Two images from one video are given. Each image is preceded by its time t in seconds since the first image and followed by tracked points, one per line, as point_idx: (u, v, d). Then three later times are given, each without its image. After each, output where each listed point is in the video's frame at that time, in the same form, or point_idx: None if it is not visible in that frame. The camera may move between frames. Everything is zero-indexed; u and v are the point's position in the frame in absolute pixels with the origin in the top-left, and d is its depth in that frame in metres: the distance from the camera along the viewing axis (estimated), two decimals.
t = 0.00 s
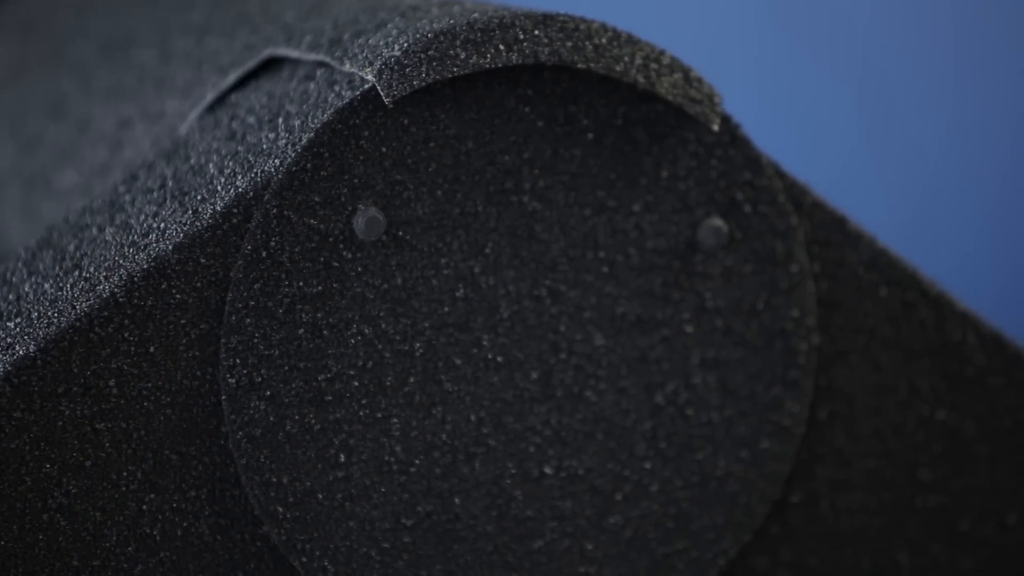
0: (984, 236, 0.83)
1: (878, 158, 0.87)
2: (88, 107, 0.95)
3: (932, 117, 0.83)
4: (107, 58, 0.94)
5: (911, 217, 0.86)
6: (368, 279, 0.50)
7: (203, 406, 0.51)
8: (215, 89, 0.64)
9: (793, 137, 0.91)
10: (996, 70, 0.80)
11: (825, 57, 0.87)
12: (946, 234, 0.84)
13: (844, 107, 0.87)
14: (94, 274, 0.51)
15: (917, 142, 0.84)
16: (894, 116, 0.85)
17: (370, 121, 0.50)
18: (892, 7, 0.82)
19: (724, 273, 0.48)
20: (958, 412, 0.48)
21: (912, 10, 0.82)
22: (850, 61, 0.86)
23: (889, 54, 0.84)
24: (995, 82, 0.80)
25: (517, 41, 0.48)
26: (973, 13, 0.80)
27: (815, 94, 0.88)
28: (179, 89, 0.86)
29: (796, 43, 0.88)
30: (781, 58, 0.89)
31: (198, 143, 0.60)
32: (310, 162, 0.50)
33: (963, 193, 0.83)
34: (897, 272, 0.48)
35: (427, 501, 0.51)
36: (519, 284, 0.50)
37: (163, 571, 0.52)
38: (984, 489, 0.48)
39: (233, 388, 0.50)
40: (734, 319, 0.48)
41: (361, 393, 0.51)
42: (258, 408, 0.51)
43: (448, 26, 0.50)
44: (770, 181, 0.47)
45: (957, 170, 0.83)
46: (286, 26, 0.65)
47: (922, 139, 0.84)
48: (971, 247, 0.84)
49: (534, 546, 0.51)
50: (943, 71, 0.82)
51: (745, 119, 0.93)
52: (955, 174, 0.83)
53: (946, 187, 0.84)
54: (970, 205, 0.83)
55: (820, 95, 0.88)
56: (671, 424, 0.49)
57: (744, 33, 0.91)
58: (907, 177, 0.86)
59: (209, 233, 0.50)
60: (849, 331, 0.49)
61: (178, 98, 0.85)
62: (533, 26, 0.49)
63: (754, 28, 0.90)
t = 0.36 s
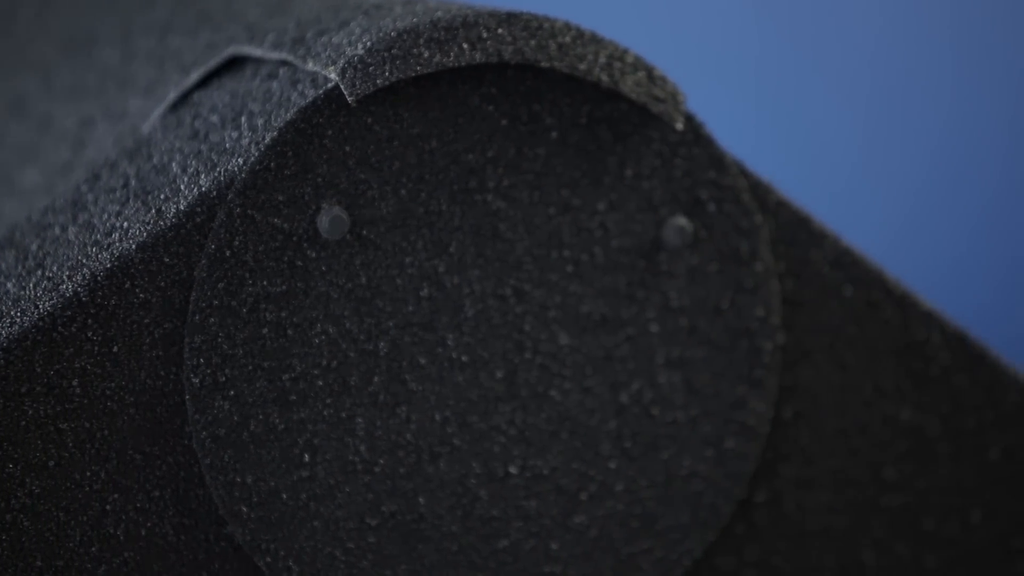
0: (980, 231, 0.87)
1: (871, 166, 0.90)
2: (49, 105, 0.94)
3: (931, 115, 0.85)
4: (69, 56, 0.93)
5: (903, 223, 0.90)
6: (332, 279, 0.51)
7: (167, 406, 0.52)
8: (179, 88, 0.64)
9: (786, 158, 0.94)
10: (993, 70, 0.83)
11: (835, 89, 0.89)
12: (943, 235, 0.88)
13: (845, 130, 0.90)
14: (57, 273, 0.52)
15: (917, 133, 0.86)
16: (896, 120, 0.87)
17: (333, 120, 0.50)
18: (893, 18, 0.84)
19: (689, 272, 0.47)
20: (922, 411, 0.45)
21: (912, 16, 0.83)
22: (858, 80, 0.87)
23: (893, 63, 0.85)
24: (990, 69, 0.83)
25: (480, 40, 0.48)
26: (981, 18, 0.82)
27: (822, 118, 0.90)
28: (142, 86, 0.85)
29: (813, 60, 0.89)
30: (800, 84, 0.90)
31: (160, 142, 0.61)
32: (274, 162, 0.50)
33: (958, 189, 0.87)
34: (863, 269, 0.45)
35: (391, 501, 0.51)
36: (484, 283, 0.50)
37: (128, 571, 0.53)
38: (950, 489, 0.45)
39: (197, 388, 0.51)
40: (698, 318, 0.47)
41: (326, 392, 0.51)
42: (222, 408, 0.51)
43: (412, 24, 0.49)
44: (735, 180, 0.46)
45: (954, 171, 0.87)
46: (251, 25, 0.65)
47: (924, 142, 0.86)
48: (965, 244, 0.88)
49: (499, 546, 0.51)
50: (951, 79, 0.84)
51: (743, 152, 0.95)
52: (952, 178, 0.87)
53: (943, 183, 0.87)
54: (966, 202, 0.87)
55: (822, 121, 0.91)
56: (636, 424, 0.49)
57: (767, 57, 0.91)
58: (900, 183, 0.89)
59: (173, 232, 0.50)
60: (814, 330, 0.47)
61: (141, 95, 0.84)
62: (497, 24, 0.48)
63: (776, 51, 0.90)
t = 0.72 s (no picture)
0: (977, 234, 0.78)
1: (873, 174, 0.82)
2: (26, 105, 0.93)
3: (923, 117, 0.79)
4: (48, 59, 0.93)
5: (898, 229, 0.83)
6: (311, 279, 0.51)
7: (146, 405, 0.52)
8: (156, 87, 0.64)
9: (786, 173, 0.88)
10: (986, 70, 0.75)
11: (837, 99, 0.82)
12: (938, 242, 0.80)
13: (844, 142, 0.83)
14: (35, 273, 0.53)
15: (913, 143, 0.80)
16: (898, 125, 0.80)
17: (312, 120, 0.50)
18: (894, 19, 0.78)
19: (667, 272, 0.47)
20: (899, 411, 0.45)
21: (915, 19, 0.77)
22: (855, 88, 0.81)
23: (892, 65, 0.79)
24: (984, 74, 0.75)
25: (458, 40, 0.48)
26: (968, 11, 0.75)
27: (824, 133, 0.84)
28: (120, 86, 0.85)
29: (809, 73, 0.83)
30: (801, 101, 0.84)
31: (138, 141, 0.61)
32: (252, 161, 0.50)
33: (956, 181, 0.79)
34: (842, 268, 0.45)
35: (370, 500, 0.51)
36: (462, 282, 0.50)
37: (107, 570, 0.53)
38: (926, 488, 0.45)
39: (175, 388, 0.51)
40: (677, 317, 0.47)
41: (305, 392, 0.51)
42: (201, 408, 0.51)
43: (390, 24, 0.49)
44: (714, 179, 0.46)
45: (952, 171, 0.79)
46: (230, 24, 0.65)
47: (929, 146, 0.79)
48: (958, 248, 0.80)
49: (478, 545, 0.51)
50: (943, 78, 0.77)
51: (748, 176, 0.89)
52: (948, 177, 0.79)
53: (943, 179, 0.79)
54: (962, 203, 0.79)
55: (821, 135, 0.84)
56: (615, 424, 0.49)
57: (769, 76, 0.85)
58: (894, 189, 0.82)
59: (150, 231, 0.51)
60: (791, 329, 0.46)
61: (119, 95, 0.83)
62: (475, 24, 0.48)
63: (782, 64, 0.84)
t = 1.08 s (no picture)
0: (974, 233, 0.82)
1: (872, 176, 0.85)
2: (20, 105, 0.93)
3: (923, 117, 0.81)
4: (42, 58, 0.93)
5: (898, 230, 0.85)
6: (305, 279, 0.51)
7: (140, 405, 0.52)
8: (149, 87, 0.64)
9: (783, 177, 0.90)
10: (984, 68, 0.78)
11: (836, 104, 0.85)
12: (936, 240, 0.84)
13: (843, 145, 0.85)
14: (28, 273, 0.54)
15: (913, 142, 0.82)
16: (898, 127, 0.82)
17: (306, 120, 0.50)
18: (894, 22, 0.80)
19: (662, 272, 0.47)
20: (894, 411, 0.45)
21: (914, 21, 0.79)
22: (855, 92, 0.84)
23: (893, 70, 0.81)
24: (984, 77, 0.78)
25: (452, 40, 0.48)
26: (966, 16, 0.78)
27: (822, 138, 0.86)
28: (114, 86, 0.85)
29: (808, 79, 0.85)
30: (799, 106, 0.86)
31: (131, 141, 0.61)
32: (245, 161, 0.50)
33: (953, 179, 0.82)
34: (835, 268, 0.45)
35: (365, 500, 0.51)
36: (456, 282, 0.50)
37: (101, 571, 0.54)
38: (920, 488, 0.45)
39: (169, 388, 0.51)
40: (671, 318, 0.47)
41: (299, 392, 0.51)
42: (195, 407, 0.51)
43: (384, 24, 0.50)
44: (707, 179, 0.46)
45: (949, 172, 0.82)
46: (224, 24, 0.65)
47: (929, 146, 0.82)
48: (954, 245, 0.83)
49: (473, 545, 0.51)
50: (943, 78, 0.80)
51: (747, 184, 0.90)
52: (946, 175, 0.82)
53: (940, 180, 0.82)
54: (957, 206, 0.82)
55: (820, 139, 0.86)
56: (610, 424, 0.49)
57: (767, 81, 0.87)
58: (893, 191, 0.84)
59: (144, 232, 0.51)
60: (786, 329, 0.46)
61: (112, 95, 0.83)
62: (469, 24, 0.49)
63: (781, 72, 0.86)
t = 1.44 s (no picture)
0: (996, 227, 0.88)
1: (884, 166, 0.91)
2: (31, 105, 0.93)
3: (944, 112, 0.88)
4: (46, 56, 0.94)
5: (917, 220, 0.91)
6: (313, 278, 0.51)
7: (148, 404, 0.52)
8: (158, 87, 0.65)
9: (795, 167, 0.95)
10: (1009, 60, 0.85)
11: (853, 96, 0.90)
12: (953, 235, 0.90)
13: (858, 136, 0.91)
14: (38, 271, 0.54)
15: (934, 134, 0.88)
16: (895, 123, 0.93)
17: (313, 119, 0.50)
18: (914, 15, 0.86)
19: (669, 271, 0.47)
20: (900, 409, 0.45)
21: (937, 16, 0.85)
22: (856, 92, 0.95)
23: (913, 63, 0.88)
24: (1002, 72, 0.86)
25: (460, 40, 0.49)
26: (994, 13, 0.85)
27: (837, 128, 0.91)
28: (123, 84, 0.87)
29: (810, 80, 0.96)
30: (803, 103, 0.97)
31: (140, 141, 0.61)
32: (254, 160, 0.50)
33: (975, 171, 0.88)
34: (841, 268, 0.45)
35: (373, 498, 0.52)
36: (464, 281, 0.50)
37: (110, 569, 0.53)
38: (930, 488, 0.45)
39: (177, 387, 0.51)
40: (678, 317, 0.47)
41: (307, 390, 0.51)
42: (203, 406, 0.51)
43: (391, 24, 0.50)
44: (714, 179, 0.46)
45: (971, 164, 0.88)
46: (230, 24, 0.66)
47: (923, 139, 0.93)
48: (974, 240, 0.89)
49: (480, 543, 0.51)
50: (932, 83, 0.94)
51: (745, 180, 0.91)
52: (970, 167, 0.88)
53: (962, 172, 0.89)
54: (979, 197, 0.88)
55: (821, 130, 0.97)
56: (616, 422, 0.48)
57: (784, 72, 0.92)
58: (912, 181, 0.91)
59: (153, 231, 0.51)
60: (793, 328, 0.46)
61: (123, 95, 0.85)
62: (477, 25, 0.49)
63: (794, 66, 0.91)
